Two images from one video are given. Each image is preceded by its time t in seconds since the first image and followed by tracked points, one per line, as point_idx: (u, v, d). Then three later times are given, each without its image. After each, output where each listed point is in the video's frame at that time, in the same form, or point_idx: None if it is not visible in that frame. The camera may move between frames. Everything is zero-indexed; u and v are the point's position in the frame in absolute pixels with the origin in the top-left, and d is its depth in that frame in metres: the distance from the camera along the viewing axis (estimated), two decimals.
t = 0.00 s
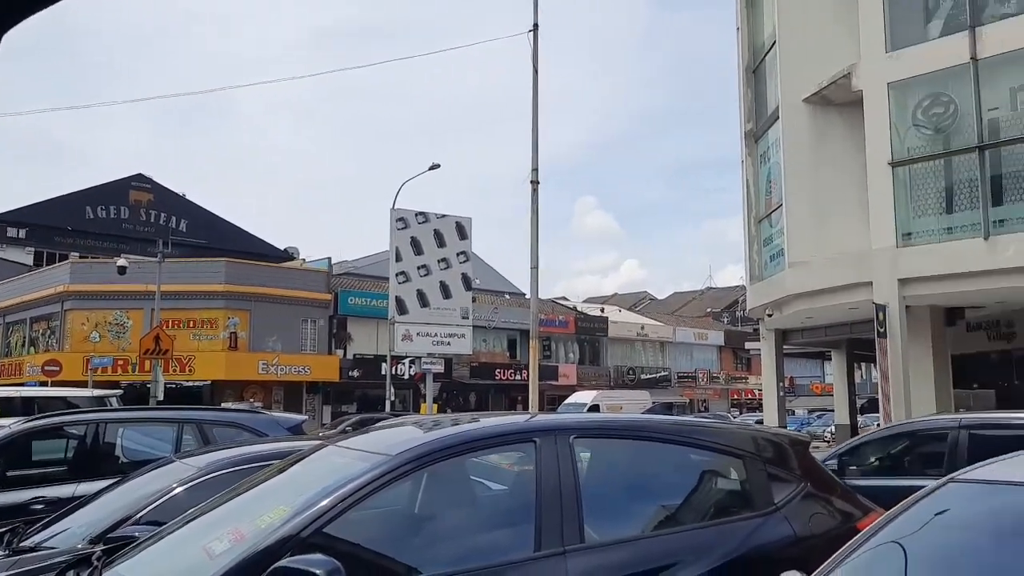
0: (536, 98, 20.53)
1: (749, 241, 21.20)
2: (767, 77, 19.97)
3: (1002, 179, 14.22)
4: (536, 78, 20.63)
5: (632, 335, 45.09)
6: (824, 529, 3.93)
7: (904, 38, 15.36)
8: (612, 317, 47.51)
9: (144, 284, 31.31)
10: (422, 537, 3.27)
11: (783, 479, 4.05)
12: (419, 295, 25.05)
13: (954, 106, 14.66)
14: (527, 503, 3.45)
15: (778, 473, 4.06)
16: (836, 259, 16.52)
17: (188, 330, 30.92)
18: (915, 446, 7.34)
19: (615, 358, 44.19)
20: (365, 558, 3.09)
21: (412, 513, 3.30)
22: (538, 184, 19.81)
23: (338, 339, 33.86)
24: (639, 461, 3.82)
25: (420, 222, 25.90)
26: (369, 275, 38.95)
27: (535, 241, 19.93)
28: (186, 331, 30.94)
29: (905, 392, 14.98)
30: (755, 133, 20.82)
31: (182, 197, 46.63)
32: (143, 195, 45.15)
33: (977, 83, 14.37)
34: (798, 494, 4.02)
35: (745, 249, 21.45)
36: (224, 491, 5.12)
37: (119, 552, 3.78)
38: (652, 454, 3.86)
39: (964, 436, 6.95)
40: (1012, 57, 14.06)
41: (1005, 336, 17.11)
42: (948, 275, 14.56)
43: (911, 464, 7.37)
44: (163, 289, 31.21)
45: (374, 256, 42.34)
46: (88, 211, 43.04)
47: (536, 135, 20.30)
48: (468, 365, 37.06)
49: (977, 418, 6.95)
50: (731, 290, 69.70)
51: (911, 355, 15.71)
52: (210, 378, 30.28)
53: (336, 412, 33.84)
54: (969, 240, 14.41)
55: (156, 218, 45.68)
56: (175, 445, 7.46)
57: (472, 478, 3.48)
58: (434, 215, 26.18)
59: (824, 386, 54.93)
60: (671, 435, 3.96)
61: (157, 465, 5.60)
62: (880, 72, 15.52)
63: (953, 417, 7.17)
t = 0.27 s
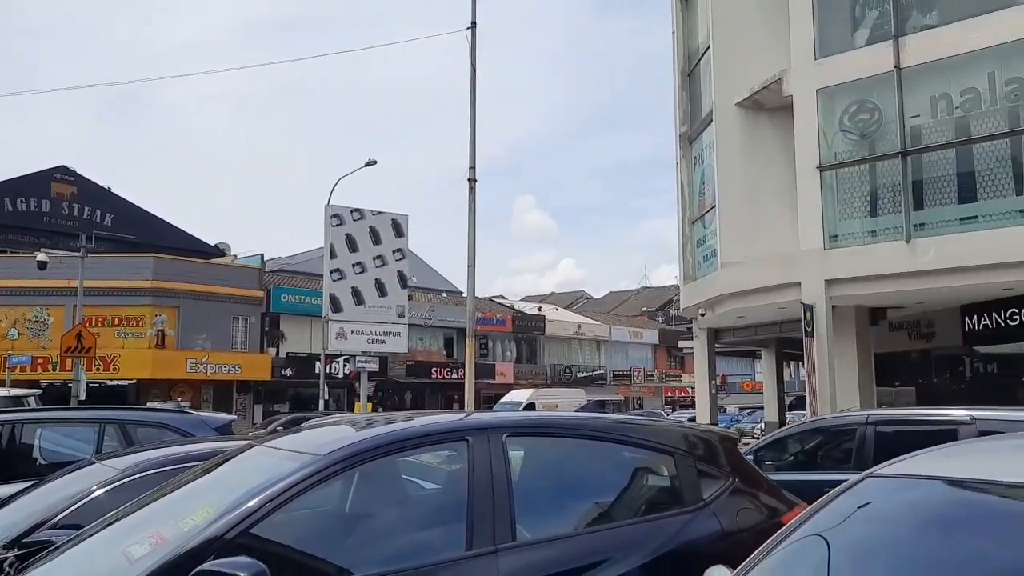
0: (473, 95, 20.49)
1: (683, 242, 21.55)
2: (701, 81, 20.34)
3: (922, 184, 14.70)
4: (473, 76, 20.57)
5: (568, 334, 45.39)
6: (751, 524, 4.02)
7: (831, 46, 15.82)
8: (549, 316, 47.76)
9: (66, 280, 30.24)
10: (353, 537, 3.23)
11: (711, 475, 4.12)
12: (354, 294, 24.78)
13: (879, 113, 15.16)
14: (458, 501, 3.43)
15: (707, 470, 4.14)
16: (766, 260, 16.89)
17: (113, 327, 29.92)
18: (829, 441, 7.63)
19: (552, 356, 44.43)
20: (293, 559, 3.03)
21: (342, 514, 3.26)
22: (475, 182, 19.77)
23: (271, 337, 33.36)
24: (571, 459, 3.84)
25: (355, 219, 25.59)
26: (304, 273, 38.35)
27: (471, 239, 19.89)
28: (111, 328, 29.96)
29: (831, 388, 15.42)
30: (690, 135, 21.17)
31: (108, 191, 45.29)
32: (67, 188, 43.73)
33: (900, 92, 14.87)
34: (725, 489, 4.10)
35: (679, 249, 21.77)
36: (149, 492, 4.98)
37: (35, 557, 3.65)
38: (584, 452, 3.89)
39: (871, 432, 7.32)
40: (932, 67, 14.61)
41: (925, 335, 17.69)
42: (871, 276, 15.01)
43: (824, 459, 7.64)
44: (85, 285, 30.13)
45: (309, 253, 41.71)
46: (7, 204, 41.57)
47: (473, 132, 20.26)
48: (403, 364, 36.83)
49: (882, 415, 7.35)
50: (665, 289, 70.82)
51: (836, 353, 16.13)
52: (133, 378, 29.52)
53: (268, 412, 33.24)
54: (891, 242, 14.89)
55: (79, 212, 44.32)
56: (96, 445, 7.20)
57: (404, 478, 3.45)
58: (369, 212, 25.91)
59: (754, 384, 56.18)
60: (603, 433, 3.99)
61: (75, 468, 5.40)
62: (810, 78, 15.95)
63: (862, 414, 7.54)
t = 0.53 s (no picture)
0: (415, 94, 20.37)
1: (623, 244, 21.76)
2: (642, 85, 20.58)
3: (853, 190, 15.11)
4: (415, 75, 20.45)
5: (509, 335, 45.44)
6: (685, 523, 4.07)
7: (768, 54, 16.19)
8: (490, 317, 47.75)
9: None
10: (286, 540, 3.17)
11: (646, 476, 4.17)
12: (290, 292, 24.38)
13: (812, 121, 15.55)
14: (394, 503, 3.39)
15: (642, 470, 4.18)
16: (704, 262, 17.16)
17: (38, 326, 29.10)
18: (754, 440, 7.86)
19: (492, 357, 44.41)
20: (224, 564, 2.95)
21: (275, 517, 3.20)
22: (416, 181, 19.65)
23: (204, 337, 32.56)
24: (508, 460, 3.84)
25: (293, 217, 25.32)
26: (240, 271, 37.63)
27: (412, 239, 19.76)
28: (35, 326, 29.14)
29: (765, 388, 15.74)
30: (630, 138, 21.40)
31: (34, 186, 43.91)
32: None
33: (833, 100, 15.28)
34: (660, 489, 4.15)
35: (620, 252, 21.98)
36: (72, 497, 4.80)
37: None
38: (522, 452, 3.89)
39: (793, 432, 7.60)
40: (863, 77, 15.05)
41: (854, 337, 18.15)
42: (805, 280, 15.38)
43: (749, 457, 7.84)
44: (9, 282, 29.34)
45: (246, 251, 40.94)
46: None
47: (415, 132, 20.13)
48: (342, 364, 36.41)
49: (803, 415, 7.66)
50: (606, 291, 71.46)
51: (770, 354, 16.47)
52: (59, 378, 28.71)
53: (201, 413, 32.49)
54: (823, 246, 15.27)
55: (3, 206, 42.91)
56: (16, 448, 6.90)
57: (338, 479, 3.40)
58: (308, 210, 25.64)
59: (692, 385, 57.04)
60: (541, 434, 4.00)
61: None
62: (747, 85, 16.28)
63: (785, 414, 7.84)
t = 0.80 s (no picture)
0: (353, 92, 20.14)
1: (561, 246, 21.90)
2: (581, 88, 20.75)
3: (784, 197, 15.49)
4: (353, 72, 20.23)
5: (447, 336, 45.30)
6: (616, 523, 4.12)
7: (704, 61, 16.49)
8: (429, 318, 47.54)
9: None
10: (211, 545, 3.09)
11: (578, 476, 4.21)
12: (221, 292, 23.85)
13: (746, 128, 15.90)
14: (323, 506, 3.34)
15: (574, 471, 4.22)
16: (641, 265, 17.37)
17: None
18: (680, 441, 8.02)
19: (430, 358, 44.21)
20: (145, 569, 2.87)
21: (199, 521, 3.12)
22: (352, 180, 19.44)
23: (132, 337, 31.68)
24: (441, 461, 3.82)
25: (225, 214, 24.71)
26: (171, 269, 36.70)
27: (348, 238, 19.53)
28: None
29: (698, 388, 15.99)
30: (569, 142, 21.55)
31: None
32: None
33: (766, 108, 15.65)
34: (591, 489, 4.19)
35: (558, 254, 22.10)
36: None
37: None
38: (455, 453, 3.88)
39: (717, 432, 7.80)
40: (794, 86, 15.45)
41: (785, 340, 18.72)
42: (738, 283, 15.70)
43: (676, 458, 7.99)
44: None
45: (177, 249, 39.94)
46: None
47: (352, 130, 19.92)
48: (275, 365, 35.81)
49: (727, 416, 7.86)
50: (545, 293, 71.83)
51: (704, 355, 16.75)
52: None
53: (127, 415, 31.57)
54: (756, 251, 15.61)
55: None
56: None
57: (266, 482, 3.34)
58: (241, 207, 25.08)
59: (628, 386, 57.71)
60: (474, 435, 3.99)
61: None
62: (683, 91, 16.54)
63: (709, 415, 8.02)
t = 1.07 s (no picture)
0: (281, 88, 19.77)
1: (493, 248, 21.91)
2: (514, 91, 20.82)
3: (711, 202, 15.81)
4: (283, 68, 19.86)
5: (377, 337, 44.86)
6: (541, 523, 4.14)
7: (635, 66, 16.71)
8: (359, 319, 47.02)
9: None
10: (122, 552, 2.98)
11: (503, 478, 4.21)
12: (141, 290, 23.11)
13: (676, 134, 16.17)
14: (241, 511, 3.25)
15: (499, 473, 4.22)
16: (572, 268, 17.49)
17: None
18: (603, 442, 8.11)
19: (359, 360, 43.71)
20: None
21: (110, 528, 3.00)
22: (280, 178, 19.08)
23: (45, 337, 30.46)
24: (365, 463, 3.77)
25: (146, 211, 24.19)
26: (89, 267, 35.43)
27: (275, 237, 19.16)
28: None
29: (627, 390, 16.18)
30: (502, 143, 21.59)
31: None
32: None
33: (695, 115, 15.95)
34: (516, 491, 4.20)
35: (490, 255, 22.09)
36: None
37: None
38: (380, 456, 3.83)
39: (639, 433, 7.92)
40: (722, 95, 15.79)
41: (711, 342, 19.15)
42: (666, 287, 15.96)
43: (600, 459, 8.07)
44: None
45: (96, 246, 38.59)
46: None
47: (280, 127, 19.56)
48: (198, 366, 34.93)
49: (650, 416, 7.97)
50: (477, 294, 71.81)
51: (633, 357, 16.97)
52: None
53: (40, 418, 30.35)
54: (684, 255, 15.90)
55: None
56: None
57: (181, 486, 3.23)
58: (162, 204, 24.59)
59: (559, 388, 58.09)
60: (399, 437, 3.95)
61: None
62: (615, 95, 16.73)
63: (631, 416, 8.14)
